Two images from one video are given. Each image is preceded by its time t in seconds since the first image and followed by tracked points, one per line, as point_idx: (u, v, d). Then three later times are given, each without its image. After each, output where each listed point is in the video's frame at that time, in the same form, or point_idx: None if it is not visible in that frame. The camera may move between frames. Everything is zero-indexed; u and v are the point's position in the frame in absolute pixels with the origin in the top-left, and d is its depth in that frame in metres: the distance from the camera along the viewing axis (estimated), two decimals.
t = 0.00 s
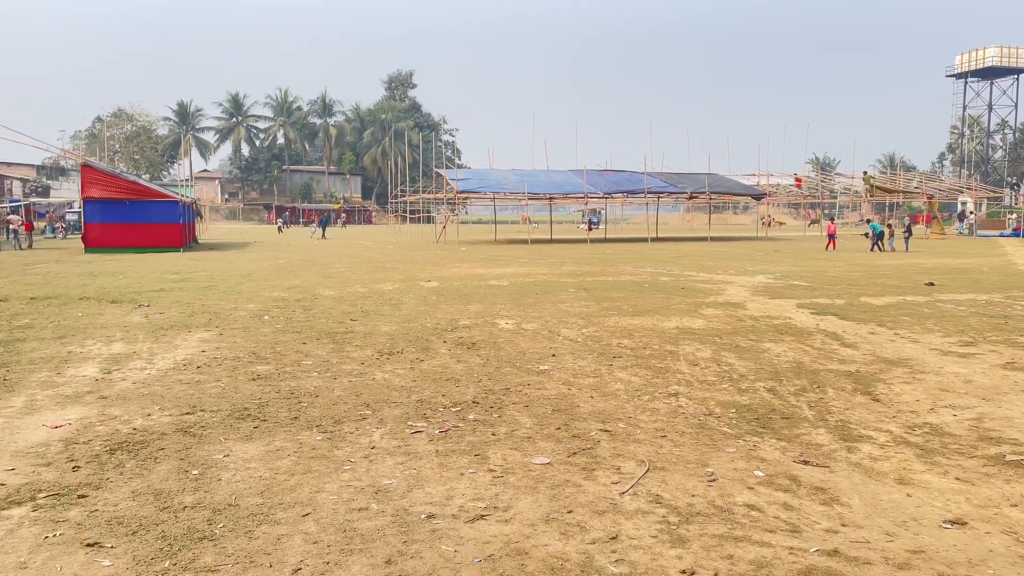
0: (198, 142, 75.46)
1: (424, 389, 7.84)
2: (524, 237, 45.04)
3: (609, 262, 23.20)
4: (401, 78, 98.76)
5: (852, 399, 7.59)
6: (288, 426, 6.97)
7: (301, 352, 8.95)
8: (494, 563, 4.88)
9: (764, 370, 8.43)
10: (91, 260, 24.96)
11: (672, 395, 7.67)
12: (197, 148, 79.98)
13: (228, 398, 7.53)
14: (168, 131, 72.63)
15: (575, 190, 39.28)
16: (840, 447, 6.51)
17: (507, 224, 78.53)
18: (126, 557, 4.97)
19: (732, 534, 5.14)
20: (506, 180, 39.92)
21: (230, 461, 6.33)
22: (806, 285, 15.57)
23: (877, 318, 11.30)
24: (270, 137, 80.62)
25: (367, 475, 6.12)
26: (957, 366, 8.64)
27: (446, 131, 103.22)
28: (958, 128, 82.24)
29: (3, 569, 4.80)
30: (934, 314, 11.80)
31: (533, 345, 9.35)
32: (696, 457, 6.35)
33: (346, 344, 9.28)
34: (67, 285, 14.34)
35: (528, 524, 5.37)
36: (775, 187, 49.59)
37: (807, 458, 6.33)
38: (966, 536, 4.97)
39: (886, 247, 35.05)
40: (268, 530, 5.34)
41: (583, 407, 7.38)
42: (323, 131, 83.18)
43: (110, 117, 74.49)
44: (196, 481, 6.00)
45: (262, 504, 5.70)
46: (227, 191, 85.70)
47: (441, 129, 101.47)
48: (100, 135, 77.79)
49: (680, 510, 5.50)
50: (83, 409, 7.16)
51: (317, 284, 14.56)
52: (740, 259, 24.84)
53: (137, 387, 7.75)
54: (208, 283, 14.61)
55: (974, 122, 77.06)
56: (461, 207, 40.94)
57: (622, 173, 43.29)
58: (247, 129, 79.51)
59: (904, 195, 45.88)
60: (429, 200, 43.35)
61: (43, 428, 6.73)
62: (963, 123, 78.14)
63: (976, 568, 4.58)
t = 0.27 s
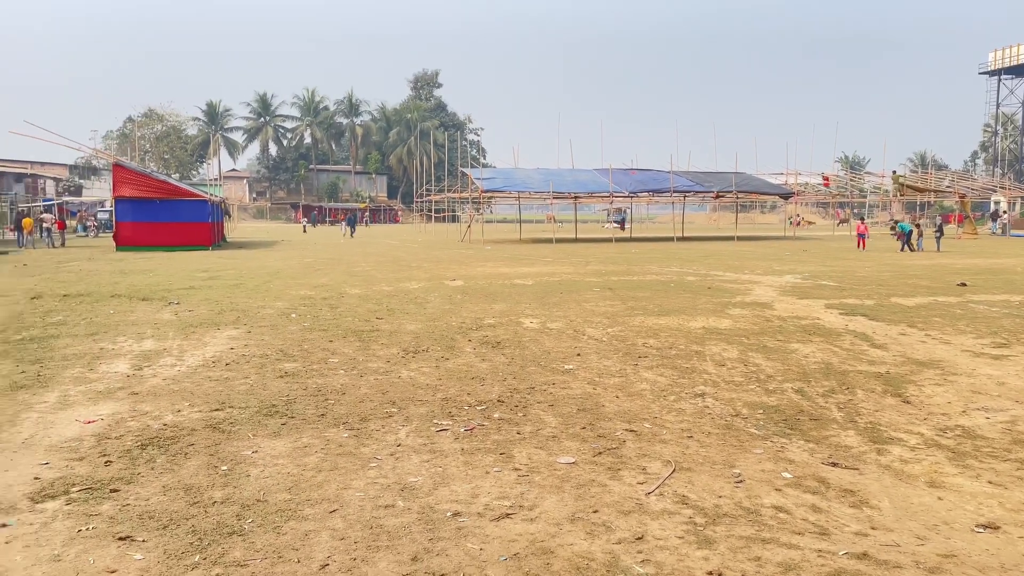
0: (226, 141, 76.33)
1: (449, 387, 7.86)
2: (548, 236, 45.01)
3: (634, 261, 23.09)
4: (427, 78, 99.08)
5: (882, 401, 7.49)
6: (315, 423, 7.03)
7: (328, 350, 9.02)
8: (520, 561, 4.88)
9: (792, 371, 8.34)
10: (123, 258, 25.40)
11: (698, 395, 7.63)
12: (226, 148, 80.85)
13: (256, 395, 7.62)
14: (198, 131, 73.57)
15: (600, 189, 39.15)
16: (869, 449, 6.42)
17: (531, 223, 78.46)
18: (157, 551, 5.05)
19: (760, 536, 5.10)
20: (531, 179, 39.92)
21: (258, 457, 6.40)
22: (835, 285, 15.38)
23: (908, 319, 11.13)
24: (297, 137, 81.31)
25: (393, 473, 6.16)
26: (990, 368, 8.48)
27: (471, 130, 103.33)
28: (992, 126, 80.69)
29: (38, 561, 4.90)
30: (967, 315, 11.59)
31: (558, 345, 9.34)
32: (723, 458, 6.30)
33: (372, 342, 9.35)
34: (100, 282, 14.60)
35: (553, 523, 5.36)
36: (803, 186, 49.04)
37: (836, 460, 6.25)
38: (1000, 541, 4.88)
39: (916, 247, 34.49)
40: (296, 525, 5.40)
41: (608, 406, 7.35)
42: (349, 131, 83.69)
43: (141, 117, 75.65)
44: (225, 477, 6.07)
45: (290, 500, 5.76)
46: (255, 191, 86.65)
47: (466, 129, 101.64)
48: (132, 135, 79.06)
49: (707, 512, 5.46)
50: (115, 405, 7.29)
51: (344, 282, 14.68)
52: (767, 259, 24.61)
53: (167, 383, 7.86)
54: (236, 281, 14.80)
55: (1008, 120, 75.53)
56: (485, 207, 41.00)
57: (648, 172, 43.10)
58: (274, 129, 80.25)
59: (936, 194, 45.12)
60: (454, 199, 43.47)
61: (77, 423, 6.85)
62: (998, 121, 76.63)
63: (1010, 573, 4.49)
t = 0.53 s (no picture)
0: (254, 141, 77.15)
1: (475, 385, 7.89)
2: (573, 235, 44.92)
3: (660, 260, 23.00)
4: (452, 77, 99.31)
5: (913, 402, 7.38)
6: (342, 420, 7.09)
7: (355, 348, 9.09)
8: (546, 560, 4.88)
9: (821, 372, 8.25)
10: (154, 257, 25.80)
11: (725, 395, 7.57)
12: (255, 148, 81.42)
13: (284, 392, 7.70)
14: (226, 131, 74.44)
15: (626, 188, 39.00)
16: (901, 452, 6.33)
17: (555, 222, 78.33)
18: (188, 545, 5.13)
19: (788, 537, 5.05)
20: (557, 178, 39.89)
21: (287, 453, 6.47)
22: (865, 285, 15.19)
23: (940, 320, 10.95)
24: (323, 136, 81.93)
25: (420, 470, 6.19)
26: None
27: (496, 129, 103.38)
28: None
29: (72, 553, 5.00)
30: (1002, 315, 11.37)
31: (583, 344, 9.33)
32: (751, 459, 6.25)
33: (399, 340, 9.40)
34: (132, 280, 14.86)
35: (580, 522, 5.36)
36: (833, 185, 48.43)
37: (866, 462, 6.17)
38: None
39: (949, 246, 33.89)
40: (324, 521, 5.45)
41: (634, 406, 7.32)
42: (375, 130, 84.13)
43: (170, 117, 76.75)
44: (254, 472, 6.15)
45: (318, 496, 5.81)
46: (282, 190, 87.48)
47: (491, 128, 101.72)
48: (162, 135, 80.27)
49: (734, 512, 5.43)
50: (147, 400, 7.41)
51: (370, 281, 14.78)
52: (795, 258, 24.37)
53: (197, 379, 7.98)
54: (264, 279, 14.97)
55: None
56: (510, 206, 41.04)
57: (675, 171, 42.86)
58: (302, 128, 80.92)
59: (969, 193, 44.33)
60: (478, 198, 43.55)
61: (110, 418, 6.98)
62: None
63: None
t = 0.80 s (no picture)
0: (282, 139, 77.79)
1: (500, 384, 7.90)
2: (597, 234, 44.76)
3: (685, 259, 22.85)
4: (477, 76, 99.38)
5: (945, 404, 7.26)
6: (368, 417, 7.14)
7: (381, 345, 9.14)
8: (572, 558, 4.88)
9: (850, 372, 8.15)
10: (184, 254, 26.16)
11: (752, 395, 7.51)
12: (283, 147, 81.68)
13: (311, 389, 7.76)
14: (254, 131, 75.16)
15: (652, 186, 38.77)
16: (932, 453, 6.23)
17: (580, 220, 78.12)
18: (218, 539, 5.20)
19: (817, 539, 5.00)
20: (582, 176, 39.79)
21: (314, 449, 6.53)
22: (896, 285, 14.97)
23: (973, 320, 10.75)
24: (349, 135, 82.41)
25: (446, 467, 6.21)
26: None
27: (520, 127, 103.28)
28: None
29: (105, 545, 5.09)
30: None
31: (609, 342, 9.30)
32: (779, 459, 6.19)
33: (424, 338, 9.43)
34: (163, 277, 15.07)
35: (606, 522, 5.35)
36: (862, 183, 47.76)
37: (896, 463, 6.09)
38: None
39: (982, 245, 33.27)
40: (351, 517, 5.49)
41: (660, 406, 7.29)
42: (400, 129, 84.44)
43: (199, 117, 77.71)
44: (282, 468, 6.21)
45: (345, 492, 5.86)
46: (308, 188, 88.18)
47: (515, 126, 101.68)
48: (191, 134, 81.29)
49: (762, 513, 5.38)
50: (177, 396, 7.51)
51: (396, 278, 14.85)
52: (824, 258, 24.08)
53: (226, 375, 8.07)
54: (291, 277, 15.11)
55: None
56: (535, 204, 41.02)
57: (701, 169, 42.57)
58: (328, 127, 81.45)
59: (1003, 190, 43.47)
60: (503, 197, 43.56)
61: (141, 413, 7.08)
62: None
63: None
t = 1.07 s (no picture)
0: (307, 138, 78.29)
1: (524, 381, 7.90)
2: (621, 232, 44.57)
3: (710, 257, 22.68)
4: (501, 74, 99.30)
5: (976, 405, 7.14)
6: (393, 414, 7.17)
7: (405, 343, 9.17)
8: (597, 557, 4.86)
9: (879, 373, 8.04)
10: (210, 252, 26.44)
11: (779, 395, 7.44)
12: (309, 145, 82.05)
13: (336, 385, 7.82)
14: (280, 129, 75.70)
15: (677, 184, 38.53)
16: (962, 455, 6.13)
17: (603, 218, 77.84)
18: (246, 533, 5.25)
19: (845, 541, 4.94)
20: (607, 174, 39.67)
21: (340, 446, 6.57)
22: (926, 284, 14.74)
23: (1005, 320, 10.56)
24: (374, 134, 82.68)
25: (470, 465, 6.23)
26: None
27: (544, 125, 103.05)
28: None
29: (135, 539, 5.17)
30: None
31: (633, 341, 9.26)
32: (806, 460, 6.13)
33: (448, 336, 9.44)
34: (191, 274, 15.27)
35: (630, 521, 5.33)
36: (891, 181, 47.09)
37: (926, 465, 6.00)
38: None
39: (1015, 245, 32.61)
40: (376, 513, 5.52)
41: (685, 405, 7.24)
42: (424, 128, 84.60)
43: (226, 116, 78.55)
44: (308, 463, 6.26)
45: (370, 488, 5.89)
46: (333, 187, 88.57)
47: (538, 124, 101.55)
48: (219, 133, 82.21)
49: (789, 514, 5.33)
50: (205, 392, 7.60)
51: (420, 277, 14.90)
52: (851, 257, 23.78)
53: (252, 372, 8.15)
54: (316, 274, 15.22)
55: None
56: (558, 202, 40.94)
57: (727, 166, 42.25)
58: (353, 125, 81.84)
59: None
60: (526, 195, 43.52)
61: (169, 408, 7.18)
62: None
63: None
